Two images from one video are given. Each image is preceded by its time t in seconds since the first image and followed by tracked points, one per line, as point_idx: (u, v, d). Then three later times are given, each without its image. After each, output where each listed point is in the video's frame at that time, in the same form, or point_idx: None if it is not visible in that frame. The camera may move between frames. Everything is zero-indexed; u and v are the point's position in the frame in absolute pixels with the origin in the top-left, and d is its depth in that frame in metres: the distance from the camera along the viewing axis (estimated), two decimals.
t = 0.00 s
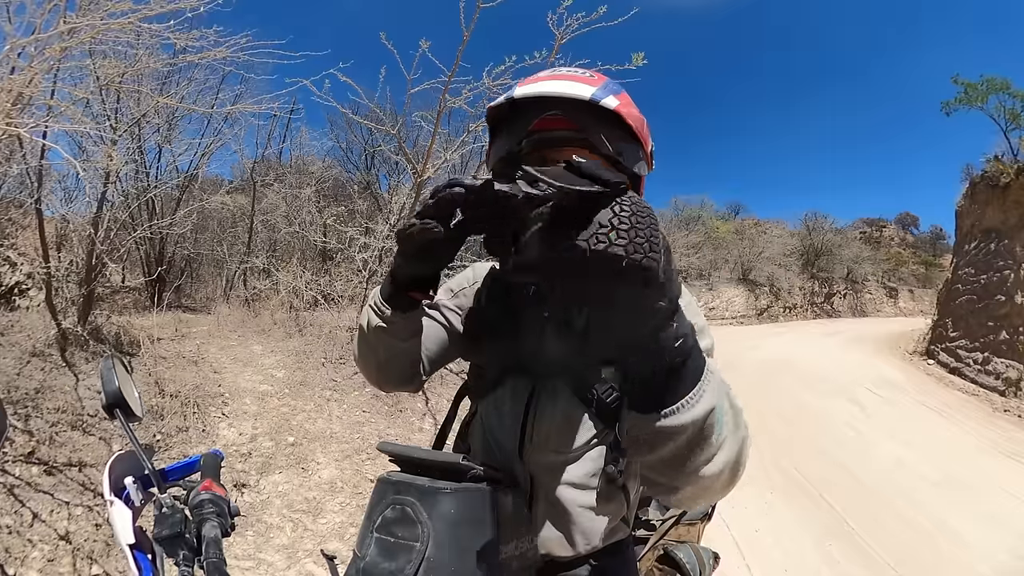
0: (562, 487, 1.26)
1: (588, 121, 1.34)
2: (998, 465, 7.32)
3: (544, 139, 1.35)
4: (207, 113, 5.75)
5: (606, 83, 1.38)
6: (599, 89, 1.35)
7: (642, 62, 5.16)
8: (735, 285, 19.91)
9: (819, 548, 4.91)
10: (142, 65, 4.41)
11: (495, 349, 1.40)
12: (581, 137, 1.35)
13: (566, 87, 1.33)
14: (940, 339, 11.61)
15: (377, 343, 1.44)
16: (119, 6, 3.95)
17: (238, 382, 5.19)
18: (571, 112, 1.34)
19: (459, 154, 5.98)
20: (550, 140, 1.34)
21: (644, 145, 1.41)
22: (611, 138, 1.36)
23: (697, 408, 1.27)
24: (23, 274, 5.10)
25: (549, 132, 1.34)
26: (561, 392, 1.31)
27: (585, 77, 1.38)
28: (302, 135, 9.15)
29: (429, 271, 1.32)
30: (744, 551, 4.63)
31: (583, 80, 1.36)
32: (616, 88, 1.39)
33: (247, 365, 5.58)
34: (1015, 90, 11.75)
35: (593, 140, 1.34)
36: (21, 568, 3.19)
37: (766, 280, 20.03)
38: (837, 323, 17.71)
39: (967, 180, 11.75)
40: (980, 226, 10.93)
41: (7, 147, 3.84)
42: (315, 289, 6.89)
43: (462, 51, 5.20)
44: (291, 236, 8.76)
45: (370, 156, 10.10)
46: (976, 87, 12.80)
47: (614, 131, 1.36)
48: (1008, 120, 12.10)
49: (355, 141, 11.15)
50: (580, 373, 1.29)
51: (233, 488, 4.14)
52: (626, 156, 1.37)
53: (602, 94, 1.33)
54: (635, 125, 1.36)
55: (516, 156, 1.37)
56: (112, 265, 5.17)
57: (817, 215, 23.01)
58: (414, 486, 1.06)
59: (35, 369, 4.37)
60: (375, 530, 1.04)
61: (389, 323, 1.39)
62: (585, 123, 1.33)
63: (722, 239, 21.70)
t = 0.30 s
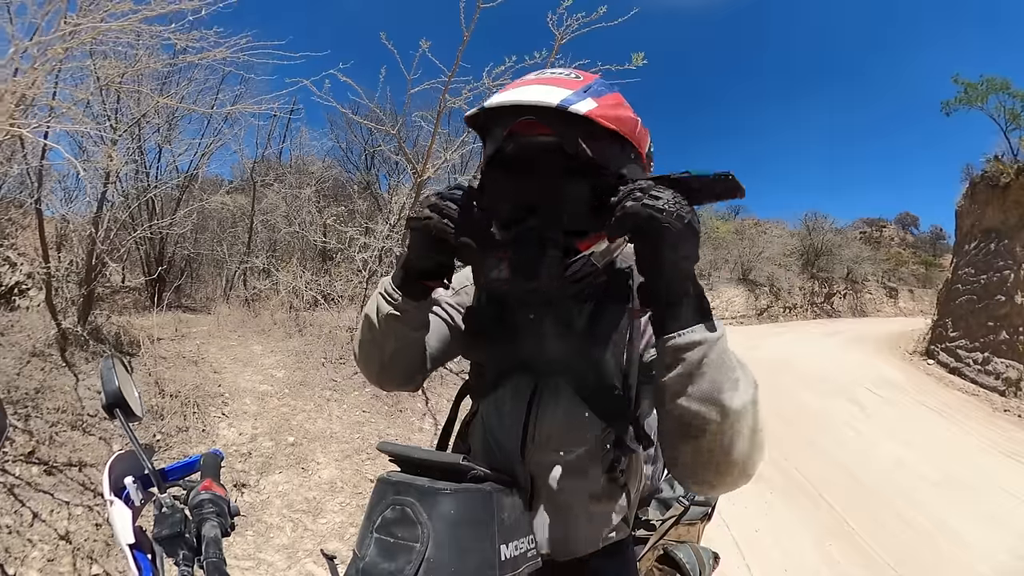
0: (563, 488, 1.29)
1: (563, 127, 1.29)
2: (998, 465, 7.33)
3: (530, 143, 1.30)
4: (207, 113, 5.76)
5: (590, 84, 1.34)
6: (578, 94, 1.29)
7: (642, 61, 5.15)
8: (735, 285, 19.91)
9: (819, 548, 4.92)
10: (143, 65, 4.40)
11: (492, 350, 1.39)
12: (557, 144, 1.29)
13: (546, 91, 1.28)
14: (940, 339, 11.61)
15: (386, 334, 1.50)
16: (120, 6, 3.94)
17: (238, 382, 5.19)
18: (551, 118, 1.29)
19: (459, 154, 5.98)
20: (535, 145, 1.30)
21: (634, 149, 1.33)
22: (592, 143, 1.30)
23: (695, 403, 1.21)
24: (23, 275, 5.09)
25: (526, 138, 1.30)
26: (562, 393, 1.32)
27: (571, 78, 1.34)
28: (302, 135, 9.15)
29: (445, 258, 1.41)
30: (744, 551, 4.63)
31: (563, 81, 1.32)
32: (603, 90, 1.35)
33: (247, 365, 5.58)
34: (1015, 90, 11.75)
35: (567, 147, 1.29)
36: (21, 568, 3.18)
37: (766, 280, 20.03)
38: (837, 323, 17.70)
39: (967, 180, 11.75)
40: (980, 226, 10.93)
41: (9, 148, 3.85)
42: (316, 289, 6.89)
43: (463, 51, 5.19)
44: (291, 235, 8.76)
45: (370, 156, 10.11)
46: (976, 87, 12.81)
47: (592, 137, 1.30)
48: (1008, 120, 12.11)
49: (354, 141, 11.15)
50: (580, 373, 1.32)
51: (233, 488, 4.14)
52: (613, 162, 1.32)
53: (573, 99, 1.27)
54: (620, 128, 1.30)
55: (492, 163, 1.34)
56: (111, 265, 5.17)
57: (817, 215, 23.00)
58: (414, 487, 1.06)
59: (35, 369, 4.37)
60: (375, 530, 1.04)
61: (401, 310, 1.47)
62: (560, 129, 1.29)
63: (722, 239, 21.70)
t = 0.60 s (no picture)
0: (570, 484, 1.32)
1: (563, 125, 1.32)
2: (998, 464, 7.33)
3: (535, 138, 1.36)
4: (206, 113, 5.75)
5: (604, 83, 1.37)
6: (586, 91, 1.32)
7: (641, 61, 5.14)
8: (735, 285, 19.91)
9: (819, 548, 4.92)
10: (142, 65, 4.39)
11: (498, 350, 1.38)
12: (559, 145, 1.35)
13: (552, 85, 1.31)
14: (940, 339, 11.60)
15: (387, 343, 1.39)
16: (119, 6, 3.94)
17: (238, 382, 5.19)
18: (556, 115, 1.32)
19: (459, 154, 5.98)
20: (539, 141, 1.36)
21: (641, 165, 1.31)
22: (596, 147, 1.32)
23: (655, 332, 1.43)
24: (23, 275, 5.09)
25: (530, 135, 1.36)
26: (575, 391, 1.34)
27: (586, 76, 1.38)
28: (302, 135, 9.15)
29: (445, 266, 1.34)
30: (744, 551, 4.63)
31: (573, 77, 1.35)
32: (618, 91, 1.37)
33: (247, 365, 5.58)
34: (1014, 90, 11.75)
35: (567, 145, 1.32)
36: (21, 568, 3.18)
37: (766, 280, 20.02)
38: (837, 323, 17.69)
39: (966, 180, 11.75)
40: (979, 226, 10.93)
41: (9, 148, 3.85)
42: (315, 289, 6.88)
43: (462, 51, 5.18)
44: (291, 235, 8.76)
45: (369, 156, 10.11)
46: (975, 87, 12.81)
47: (597, 139, 1.32)
48: (1008, 120, 12.10)
49: (354, 140, 11.15)
50: (592, 372, 1.35)
51: (233, 488, 4.14)
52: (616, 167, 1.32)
53: (576, 96, 1.29)
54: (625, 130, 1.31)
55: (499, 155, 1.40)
56: (111, 265, 5.17)
57: (817, 215, 23.00)
58: (415, 488, 1.07)
59: (34, 369, 4.37)
60: (375, 531, 1.04)
61: (401, 321, 1.36)
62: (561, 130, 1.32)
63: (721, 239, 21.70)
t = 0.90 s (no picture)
0: (572, 478, 1.33)
1: (587, 140, 1.32)
2: (998, 464, 7.34)
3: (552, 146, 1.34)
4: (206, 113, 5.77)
5: (626, 95, 1.34)
6: (609, 105, 1.29)
7: (642, 61, 5.14)
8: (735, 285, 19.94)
9: (819, 548, 4.92)
10: (142, 66, 4.40)
11: (499, 348, 1.40)
12: (577, 155, 1.35)
13: (574, 97, 1.29)
14: (940, 339, 11.61)
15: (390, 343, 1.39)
16: (119, 7, 3.94)
17: (238, 382, 5.20)
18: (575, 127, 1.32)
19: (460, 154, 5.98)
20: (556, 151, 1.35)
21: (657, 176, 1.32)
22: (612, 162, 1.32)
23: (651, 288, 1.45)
24: (23, 275, 5.11)
25: (547, 141, 1.34)
26: (573, 387, 1.33)
27: (609, 87, 1.34)
28: (302, 134, 9.15)
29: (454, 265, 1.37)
30: (743, 551, 4.64)
31: (596, 88, 1.32)
32: (640, 104, 1.34)
33: (247, 365, 5.58)
34: (1014, 90, 11.76)
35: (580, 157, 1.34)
36: (21, 568, 3.18)
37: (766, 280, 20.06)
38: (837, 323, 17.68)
39: (966, 179, 11.75)
40: (980, 226, 10.93)
41: (9, 148, 3.86)
42: (315, 289, 6.88)
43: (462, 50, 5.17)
44: (291, 235, 8.77)
45: (369, 156, 10.11)
46: (975, 87, 12.82)
47: (615, 154, 1.32)
48: (1008, 120, 12.11)
49: (354, 141, 11.16)
50: (591, 369, 1.35)
51: (233, 488, 4.14)
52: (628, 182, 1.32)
53: (602, 112, 1.27)
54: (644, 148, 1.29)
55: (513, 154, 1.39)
56: (110, 265, 5.18)
57: (816, 215, 23.02)
58: (414, 488, 1.07)
59: (34, 369, 4.37)
60: (375, 531, 1.04)
61: (406, 318, 1.36)
62: (582, 143, 1.32)
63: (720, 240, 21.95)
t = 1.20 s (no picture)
0: (572, 480, 1.32)
1: (552, 147, 1.31)
2: (998, 464, 7.34)
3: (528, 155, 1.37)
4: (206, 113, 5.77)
5: (597, 94, 1.35)
6: (574, 108, 1.30)
7: (641, 61, 5.14)
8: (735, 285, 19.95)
9: (819, 548, 4.93)
10: (142, 66, 4.40)
11: (493, 351, 1.40)
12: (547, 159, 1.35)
13: (538, 103, 1.30)
14: (940, 339, 11.61)
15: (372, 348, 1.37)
16: (118, 6, 3.94)
17: (238, 382, 5.20)
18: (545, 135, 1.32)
19: (460, 154, 5.98)
20: (532, 158, 1.37)
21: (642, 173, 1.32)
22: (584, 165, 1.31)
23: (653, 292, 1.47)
24: (23, 275, 5.11)
25: (518, 148, 1.37)
26: (570, 390, 1.33)
27: (580, 88, 1.35)
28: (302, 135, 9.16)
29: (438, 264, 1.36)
30: (743, 551, 4.64)
31: (563, 89, 1.34)
32: (613, 102, 1.34)
33: (247, 365, 5.59)
34: (1014, 90, 11.76)
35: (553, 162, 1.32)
36: (21, 568, 3.18)
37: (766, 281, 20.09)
38: (837, 323, 17.68)
39: (966, 180, 11.75)
40: (980, 226, 10.93)
41: (8, 148, 3.86)
42: (315, 289, 6.88)
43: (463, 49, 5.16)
44: (291, 235, 8.78)
45: (369, 156, 10.12)
46: (975, 87, 12.83)
47: (588, 159, 1.31)
48: (1008, 119, 12.12)
49: (354, 140, 11.17)
50: (587, 372, 1.35)
51: (232, 488, 4.14)
52: (606, 180, 1.31)
53: (563, 118, 1.27)
54: (613, 149, 1.29)
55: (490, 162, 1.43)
56: (111, 265, 5.18)
57: (816, 215, 23.03)
58: (414, 487, 1.07)
59: (34, 369, 4.38)
60: (375, 530, 1.05)
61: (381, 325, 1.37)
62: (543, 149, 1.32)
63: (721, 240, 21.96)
